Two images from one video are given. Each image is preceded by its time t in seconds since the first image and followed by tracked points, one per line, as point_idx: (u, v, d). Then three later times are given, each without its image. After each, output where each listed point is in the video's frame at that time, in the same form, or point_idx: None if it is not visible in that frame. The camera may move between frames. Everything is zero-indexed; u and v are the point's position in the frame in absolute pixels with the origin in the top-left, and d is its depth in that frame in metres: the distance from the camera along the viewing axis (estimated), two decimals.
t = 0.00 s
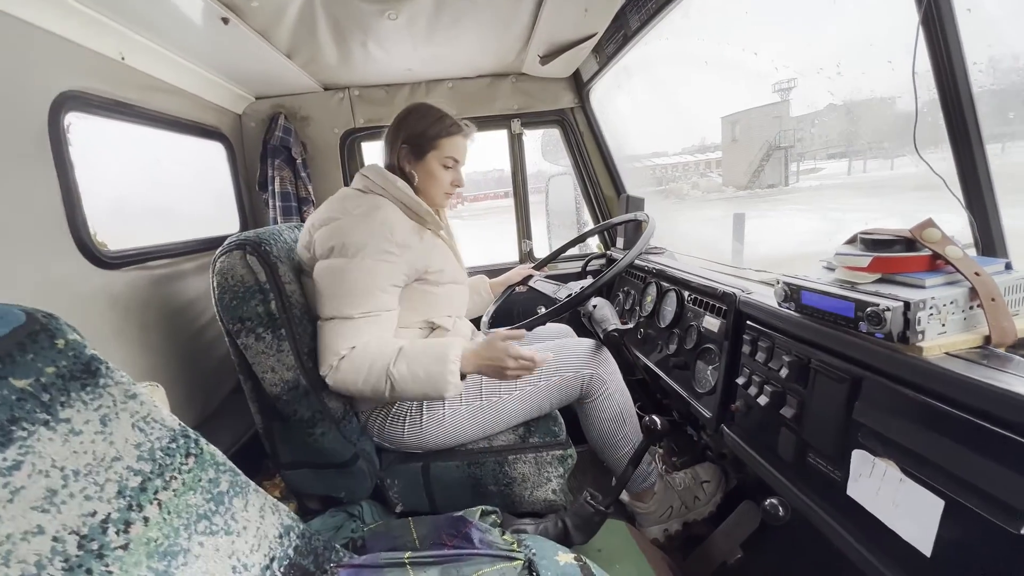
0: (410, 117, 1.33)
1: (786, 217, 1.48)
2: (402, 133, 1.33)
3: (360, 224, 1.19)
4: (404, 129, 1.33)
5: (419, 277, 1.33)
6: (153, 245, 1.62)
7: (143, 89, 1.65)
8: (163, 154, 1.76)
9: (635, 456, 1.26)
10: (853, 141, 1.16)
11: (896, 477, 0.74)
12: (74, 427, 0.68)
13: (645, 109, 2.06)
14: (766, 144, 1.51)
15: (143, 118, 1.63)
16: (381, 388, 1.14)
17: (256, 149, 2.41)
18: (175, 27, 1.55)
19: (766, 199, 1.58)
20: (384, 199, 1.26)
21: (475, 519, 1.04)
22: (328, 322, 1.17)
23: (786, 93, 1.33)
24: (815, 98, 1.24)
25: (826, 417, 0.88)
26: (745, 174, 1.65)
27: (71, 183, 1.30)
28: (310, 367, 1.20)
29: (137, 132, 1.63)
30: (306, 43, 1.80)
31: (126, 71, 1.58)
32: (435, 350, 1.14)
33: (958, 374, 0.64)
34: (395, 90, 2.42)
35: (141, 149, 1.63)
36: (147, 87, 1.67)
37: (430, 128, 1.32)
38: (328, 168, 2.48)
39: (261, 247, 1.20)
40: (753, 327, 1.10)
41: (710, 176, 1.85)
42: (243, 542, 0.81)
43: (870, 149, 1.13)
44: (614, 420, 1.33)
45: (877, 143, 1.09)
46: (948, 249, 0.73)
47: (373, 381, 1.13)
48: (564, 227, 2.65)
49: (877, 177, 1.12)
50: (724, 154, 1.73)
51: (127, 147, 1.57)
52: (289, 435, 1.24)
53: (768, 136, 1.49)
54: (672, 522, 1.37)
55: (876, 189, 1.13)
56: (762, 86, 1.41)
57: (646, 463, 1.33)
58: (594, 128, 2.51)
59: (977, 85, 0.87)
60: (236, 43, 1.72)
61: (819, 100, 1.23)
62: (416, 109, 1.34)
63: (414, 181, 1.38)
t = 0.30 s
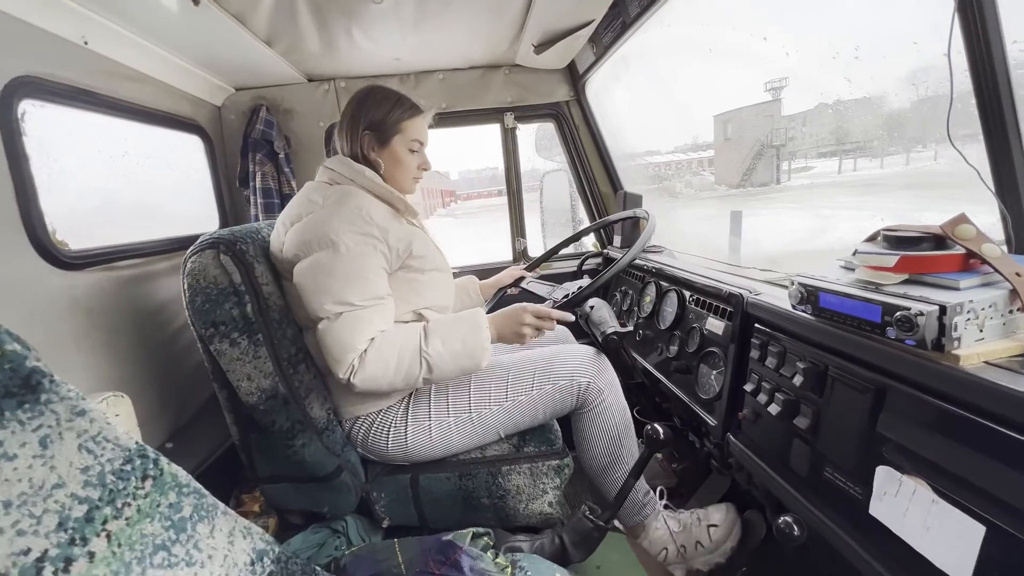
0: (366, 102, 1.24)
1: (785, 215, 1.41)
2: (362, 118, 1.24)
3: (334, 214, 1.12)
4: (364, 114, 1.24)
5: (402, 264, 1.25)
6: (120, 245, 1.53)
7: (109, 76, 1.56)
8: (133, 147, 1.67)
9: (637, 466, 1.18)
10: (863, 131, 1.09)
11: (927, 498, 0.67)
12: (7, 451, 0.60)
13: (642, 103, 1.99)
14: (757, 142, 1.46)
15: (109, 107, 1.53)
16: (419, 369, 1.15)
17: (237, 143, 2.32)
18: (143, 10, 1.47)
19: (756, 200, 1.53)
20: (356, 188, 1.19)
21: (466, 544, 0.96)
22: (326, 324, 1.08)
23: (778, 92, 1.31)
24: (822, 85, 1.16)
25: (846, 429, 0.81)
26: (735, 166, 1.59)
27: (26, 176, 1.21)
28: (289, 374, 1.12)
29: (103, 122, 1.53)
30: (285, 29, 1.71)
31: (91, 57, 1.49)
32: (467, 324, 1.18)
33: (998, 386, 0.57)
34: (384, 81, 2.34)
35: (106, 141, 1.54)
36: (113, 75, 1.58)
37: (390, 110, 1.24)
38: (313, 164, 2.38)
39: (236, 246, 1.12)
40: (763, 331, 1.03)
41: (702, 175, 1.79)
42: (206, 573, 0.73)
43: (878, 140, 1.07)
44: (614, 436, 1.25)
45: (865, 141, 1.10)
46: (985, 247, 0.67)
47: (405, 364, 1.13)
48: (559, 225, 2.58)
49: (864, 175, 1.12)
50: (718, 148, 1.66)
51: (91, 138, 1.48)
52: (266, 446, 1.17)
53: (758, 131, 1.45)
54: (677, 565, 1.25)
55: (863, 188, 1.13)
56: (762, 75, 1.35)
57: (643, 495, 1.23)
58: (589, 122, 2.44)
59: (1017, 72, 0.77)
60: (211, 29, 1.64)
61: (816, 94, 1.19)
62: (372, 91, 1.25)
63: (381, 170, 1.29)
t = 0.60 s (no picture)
0: (346, 97, 1.24)
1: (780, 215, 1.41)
2: (342, 116, 1.24)
3: (320, 223, 1.11)
4: (344, 111, 1.24)
5: (395, 270, 1.24)
6: (112, 245, 1.52)
7: (102, 76, 1.55)
8: (126, 146, 1.66)
9: (633, 466, 1.17)
10: (857, 132, 1.10)
11: (920, 499, 0.68)
12: None
13: (639, 103, 1.99)
14: (757, 143, 1.46)
15: (101, 106, 1.52)
16: (416, 381, 1.15)
17: (233, 143, 2.31)
18: (135, 9, 1.46)
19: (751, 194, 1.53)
20: (341, 192, 1.18)
21: (461, 544, 0.96)
22: (320, 337, 1.08)
23: (774, 92, 1.31)
24: (818, 85, 1.16)
25: (841, 430, 0.82)
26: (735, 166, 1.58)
27: (16, 175, 1.20)
28: (284, 376, 1.12)
29: (95, 122, 1.52)
30: (280, 28, 1.70)
31: (83, 56, 1.48)
32: (466, 332, 1.18)
33: (990, 387, 0.58)
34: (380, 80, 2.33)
35: (99, 140, 1.53)
36: (106, 74, 1.57)
37: (368, 103, 1.24)
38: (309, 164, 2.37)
39: (230, 246, 1.11)
40: (758, 332, 1.04)
41: (700, 174, 1.80)
42: None
43: (871, 141, 1.07)
44: (613, 442, 1.25)
45: (862, 140, 1.09)
46: (979, 247, 0.66)
47: (403, 374, 1.13)
48: (555, 225, 2.58)
49: (860, 175, 1.12)
50: (716, 147, 1.65)
51: (83, 137, 1.47)
52: (262, 447, 1.17)
53: (754, 129, 1.45)
54: (694, 571, 1.25)
55: (859, 188, 1.13)
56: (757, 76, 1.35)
57: (650, 503, 1.25)
58: (586, 122, 2.44)
59: (1009, 74, 0.77)
60: (205, 28, 1.63)
61: (812, 94, 1.19)
62: (347, 86, 1.25)
63: (373, 165, 1.30)
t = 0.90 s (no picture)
0: (337, 99, 1.26)
1: (776, 215, 1.44)
2: (335, 118, 1.26)
3: (322, 229, 1.13)
4: (335, 113, 1.26)
5: (395, 274, 1.26)
6: (120, 244, 1.54)
7: (108, 77, 1.57)
8: (132, 147, 1.68)
9: (631, 460, 1.20)
10: (852, 134, 1.12)
11: (906, 489, 0.70)
12: (17, 445, 0.61)
13: (638, 105, 2.02)
14: (759, 144, 1.47)
15: (107, 108, 1.54)
16: (420, 382, 1.17)
17: (235, 143, 2.33)
18: (142, 11, 1.48)
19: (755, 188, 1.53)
20: (341, 197, 1.20)
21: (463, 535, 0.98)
22: (325, 343, 1.10)
23: (775, 92, 1.33)
24: (813, 87, 1.18)
25: (832, 425, 0.84)
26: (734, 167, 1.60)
27: (27, 175, 1.22)
28: (289, 372, 1.14)
29: (101, 123, 1.54)
30: (284, 30, 1.72)
31: (90, 58, 1.50)
32: (467, 332, 1.20)
33: (972, 379, 0.60)
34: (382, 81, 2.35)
35: (106, 141, 1.56)
36: (112, 76, 1.59)
37: (358, 102, 1.26)
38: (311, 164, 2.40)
39: (237, 245, 1.14)
40: (753, 329, 1.06)
41: (699, 175, 1.82)
42: (211, 564, 0.75)
43: (864, 143, 1.09)
44: (611, 438, 1.28)
45: (859, 141, 1.10)
46: (964, 248, 0.68)
47: (406, 375, 1.15)
48: (555, 224, 2.60)
49: (860, 176, 1.13)
50: (715, 148, 1.67)
51: (90, 137, 1.49)
52: (267, 442, 1.19)
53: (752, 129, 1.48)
54: (687, 565, 1.27)
55: (860, 188, 1.14)
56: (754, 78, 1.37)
57: (646, 496, 1.28)
58: (585, 123, 2.46)
59: (993, 78, 0.80)
60: (210, 30, 1.65)
61: (808, 96, 1.21)
62: (335, 89, 1.27)
63: (369, 164, 1.32)
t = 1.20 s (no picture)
0: (341, 99, 1.27)
1: (778, 216, 1.45)
2: (339, 118, 1.26)
3: (325, 229, 1.14)
4: (340, 113, 1.27)
5: (398, 273, 1.27)
6: (124, 242, 1.55)
7: (113, 76, 1.58)
8: (136, 146, 1.69)
9: (633, 459, 1.20)
10: (854, 134, 1.12)
11: (907, 486, 0.70)
12: (24, 440, 0.62)
13: (640, 105, 2.02)
14: (760, 145, 1.47)
15: (112, 107, 1.55)
16: (423, 380, 1.18)
17: (238, 143, 2.34)
18: (147, 11, 1.49)
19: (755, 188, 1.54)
20: (345, 197, 1.21)
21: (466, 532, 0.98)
22: (329, 342, 1.10)
23: (775, 94, 1.33)
24: (815, 87, 1.19)
25: (833, 422, 0.84)
26: (735, 167, 1.61)
27: (33, 173, 1.23)
28: (291, 370, 1.14)
29: (106, 122, 1.55)
30: (288, 30, 1.73)
31: (95, 57, 1.51)
32: (470, 330, 1.20)
33: (974, 377, 0.60)
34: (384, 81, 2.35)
35: (111, 140, 1.56)
36: (117, 74, 1.60)
37: (363, 103, 1.27)
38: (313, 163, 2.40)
39: (240, 244, 1.14)
40: (755, 328, 1.07)
41: (700, 176, 1.83)
42: (215, 560, 0.76)
43: (866, 143, 1.10)
44: (612, 436, 1.28)
45: (861, 141, 1.10)
46: (965, 246, 0.69)
47: (409, 371, 1.16)
48: (556, 224, 2.61)
49: (861, 177, 1.13)
50: (717, 149, 1.68)
51: (96, 136, 1.50)
52: (270, 439, 1.20)
53: (753, 130, 1.48)
54: (688, 564, 1.28)
55: (861, 188, 1.14)
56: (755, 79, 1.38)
57: (648, 495, 1.28)
58: (587, 123, 2.46)
59: (995, 78, 0.80)
60: (214, 29, 1.66)
61: (810, 96, 1.22)
62: (340, 89, 1.28)
63: (373, 164, 1.33)
